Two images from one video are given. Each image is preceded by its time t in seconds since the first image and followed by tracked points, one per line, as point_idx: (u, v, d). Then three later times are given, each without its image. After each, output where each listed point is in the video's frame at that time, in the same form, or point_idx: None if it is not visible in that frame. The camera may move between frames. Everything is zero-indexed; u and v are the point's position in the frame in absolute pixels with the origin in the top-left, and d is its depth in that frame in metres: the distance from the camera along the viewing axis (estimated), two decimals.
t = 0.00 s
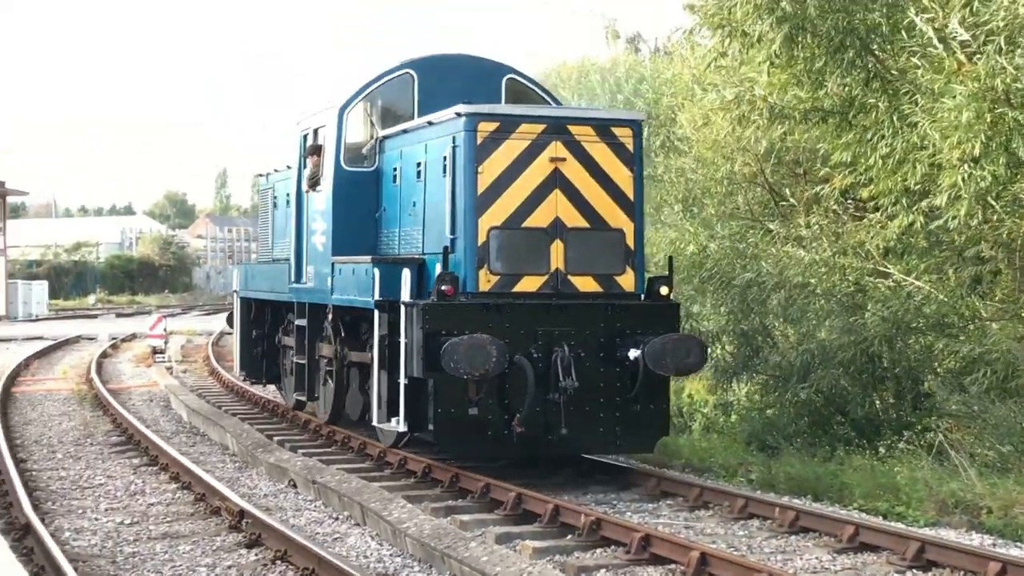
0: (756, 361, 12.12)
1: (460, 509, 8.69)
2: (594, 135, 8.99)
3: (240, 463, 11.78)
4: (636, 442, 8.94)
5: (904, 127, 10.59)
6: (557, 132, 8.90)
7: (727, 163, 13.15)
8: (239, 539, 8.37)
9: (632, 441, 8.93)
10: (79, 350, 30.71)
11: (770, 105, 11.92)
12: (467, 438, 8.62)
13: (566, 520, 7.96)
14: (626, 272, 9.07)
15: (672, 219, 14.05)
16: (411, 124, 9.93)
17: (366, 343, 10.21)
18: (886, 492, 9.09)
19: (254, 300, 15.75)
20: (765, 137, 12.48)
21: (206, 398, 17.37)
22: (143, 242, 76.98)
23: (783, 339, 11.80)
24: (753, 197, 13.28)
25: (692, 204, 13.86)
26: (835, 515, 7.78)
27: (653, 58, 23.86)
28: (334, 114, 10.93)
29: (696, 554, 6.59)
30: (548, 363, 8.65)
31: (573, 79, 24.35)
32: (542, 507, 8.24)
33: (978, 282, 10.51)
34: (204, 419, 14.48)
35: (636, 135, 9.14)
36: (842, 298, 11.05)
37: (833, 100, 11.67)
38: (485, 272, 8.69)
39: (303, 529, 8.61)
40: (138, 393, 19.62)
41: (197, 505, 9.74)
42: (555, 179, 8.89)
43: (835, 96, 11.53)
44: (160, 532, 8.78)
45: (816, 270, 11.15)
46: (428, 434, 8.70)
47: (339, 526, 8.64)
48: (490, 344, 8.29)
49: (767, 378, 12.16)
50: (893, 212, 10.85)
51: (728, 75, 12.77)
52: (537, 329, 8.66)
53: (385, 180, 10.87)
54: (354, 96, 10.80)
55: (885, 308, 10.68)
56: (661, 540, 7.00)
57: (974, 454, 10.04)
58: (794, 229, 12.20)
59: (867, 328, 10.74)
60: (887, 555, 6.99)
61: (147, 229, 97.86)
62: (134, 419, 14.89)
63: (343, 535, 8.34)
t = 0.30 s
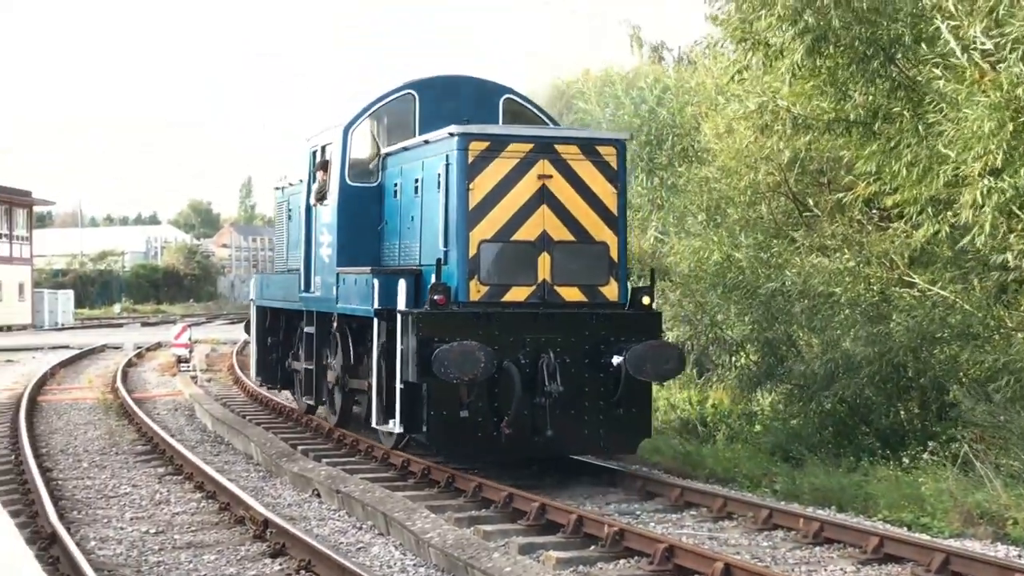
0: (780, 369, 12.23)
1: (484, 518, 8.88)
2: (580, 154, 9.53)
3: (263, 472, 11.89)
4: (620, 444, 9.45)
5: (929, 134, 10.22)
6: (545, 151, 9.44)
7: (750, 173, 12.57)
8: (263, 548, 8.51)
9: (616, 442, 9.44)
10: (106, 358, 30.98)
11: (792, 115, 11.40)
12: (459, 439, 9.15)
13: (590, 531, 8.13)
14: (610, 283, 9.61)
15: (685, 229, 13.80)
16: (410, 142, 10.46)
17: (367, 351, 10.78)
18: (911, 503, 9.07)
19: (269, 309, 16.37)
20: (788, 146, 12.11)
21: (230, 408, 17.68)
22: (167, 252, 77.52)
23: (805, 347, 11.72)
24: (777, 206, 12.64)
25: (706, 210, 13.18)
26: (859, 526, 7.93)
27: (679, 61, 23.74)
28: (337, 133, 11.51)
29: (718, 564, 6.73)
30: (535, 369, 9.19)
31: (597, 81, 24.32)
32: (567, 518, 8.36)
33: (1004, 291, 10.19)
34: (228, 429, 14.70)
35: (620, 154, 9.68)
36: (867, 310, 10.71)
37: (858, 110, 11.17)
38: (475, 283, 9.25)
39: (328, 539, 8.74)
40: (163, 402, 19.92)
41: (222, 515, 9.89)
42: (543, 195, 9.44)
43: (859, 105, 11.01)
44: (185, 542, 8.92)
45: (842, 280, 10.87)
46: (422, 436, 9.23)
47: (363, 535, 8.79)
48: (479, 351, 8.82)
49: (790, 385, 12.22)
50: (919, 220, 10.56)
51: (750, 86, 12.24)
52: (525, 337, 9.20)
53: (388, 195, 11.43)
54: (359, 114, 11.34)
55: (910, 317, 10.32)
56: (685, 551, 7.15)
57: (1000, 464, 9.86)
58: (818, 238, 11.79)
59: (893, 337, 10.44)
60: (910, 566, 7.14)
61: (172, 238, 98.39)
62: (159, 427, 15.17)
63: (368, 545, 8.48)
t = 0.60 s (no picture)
0: (806, 378, 12.26)
1: (509, 527, 8.98)
2: (571, 169, 10.09)
3: (289, 481, 11.94)
4: (608, 443, 9.97)
5: (955, 143, 10.03)
6: (538, 166, 10.00)
7: (775, 181, 12.26)
8: (289, 555, 8.60)
9: (605, 442, 9.95)
10: (132, 367, 31.40)
11: (817, 124, 11.11)
12: (456, 439, 9.69)
13: (613, 539, 8.20)
14: (600, 292, 10.16)
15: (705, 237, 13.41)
16: (414, 158, 11.02)
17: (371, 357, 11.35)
18: (941, 513, 9.03)
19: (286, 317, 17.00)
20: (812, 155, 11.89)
21: (255, 416, 18.02)
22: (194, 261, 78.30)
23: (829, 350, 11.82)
24: (800, 215, 12.41)
25: (729, 216, 12.77)
26: (883, 534, 8.00)
27: (701, 69, 23.82)
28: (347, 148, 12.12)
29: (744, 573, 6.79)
30: (528, 372, 9.72)
31: (619, 90, 24.45)
32: (592, 526, 8.41)
33: None
34: (254, 435, 14.82)
35: (609, 169, 10.23)
36: (888, 317, 10.73)
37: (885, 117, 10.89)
38: (471, 290, 9.81)
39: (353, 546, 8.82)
40: (187, 411, 20.25)
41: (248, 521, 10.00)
42: (535, 208, 10.00)
43: (884, 112, 10.81)
44: (211, 548, 9.01)
45: (868, 289, 10.80)
46: (420, 435, 9.77)
47: (388, 543, 8.87)
48: (474, 355, 9.35)
49: (816, 394, 12.29)
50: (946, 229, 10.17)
51: (776, 93, 11.67)
52: (518, 342, 9.75)
53: (394, 207, 12.01)
54: (368, 130, 11.93)
55: (936, 329, 10.24)
56: (711, 560, 7.20)
57: None
58: (845, 247, 11.60)
59: (920, 348, 10.36)
60: None
61: (198, 247, 98.99)
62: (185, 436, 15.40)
63: (393, 552, 8.55)
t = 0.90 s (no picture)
0: (831, 385, 13.12)
1: (536, 534, 9.07)
2: (565, 181, 10.66)
3: (314, 485, 11.92)
4: (600, 442, 10.49)
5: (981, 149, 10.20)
6: (533, 178, 10.58)
7: (802, 188, 12.92)
8: (314, 561, 8.57)
9: (597, 441, 10.48)
10: (159, 372, 32.04)
11: (843, 129, 11.35)
12: (454, 436, 10.25)
13: (641, 546, 8.23)
14: (593, 297, 10.74)
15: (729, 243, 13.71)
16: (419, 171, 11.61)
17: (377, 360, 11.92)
18: (967, 520, 9.20)
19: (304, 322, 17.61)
20: (838, 160, 12.02)
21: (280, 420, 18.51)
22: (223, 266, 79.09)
23: (855, 353, 12.42)
24: (829, 220, 13.17)
25: (755, 220, 13.26)
26: (911, 541, 7.96)
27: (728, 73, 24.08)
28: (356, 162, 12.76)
29: None
30: (523, 373, 10.28)
31: (647, 94, 24.75)
32: (619, 533, 8.46)
33: None
34: (279, 441, 14.87)
35: (602, 181, 10.80)
36: (912, 321, 11.18)
37: (911, 123, 11.02)
38: (469, 296, 10.40)
39: (378, 551, 8.79)
40: (213, 417, 20.70)
41: (272, 527, 9.97)
42: (530, 218, 10.59)
43: (910, 119, 10.93)
44: (236, 554, 8.99)
45: (895, 295, 11.27)
46: (421, 433, 10.33)
47: (413, 549, 8.84)
48: (470, 356, 9.90)
49: (842, 401, 13.00)
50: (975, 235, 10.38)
51: (803, 100, 11.93)
52: (513, 345, 10.31)
53: (401, 217, 12.59)
54: (378, 143, 12.49)
55: (962, 335, 10.61)
56: (737, 567, 7.15)
57: None
58: (874, 251, 11.93)
59: (948, 355, 10.69)
60: None
61: (226, 253, 99.71)
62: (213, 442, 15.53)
63: (418, 558, 8.54)
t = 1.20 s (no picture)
0: (856, 389, 13.58)
1: (557, 538, 9.11)
2: (559, 191, 11.25)
3: (338, 489, 11.95)
4: (592, 439, 11.09)
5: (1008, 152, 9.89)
6: (529, 188, 11.17)
7: (826, 192, 13.38)
8: (337, 565, 8.52)
9: (589, 438, 11.07)
10: (184, 376, 32.76)
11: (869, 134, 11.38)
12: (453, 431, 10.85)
13: (663, 550, 8.23)
14: (586, 300, 11.33)
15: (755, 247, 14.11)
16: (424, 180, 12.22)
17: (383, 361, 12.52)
18: (991, 523, 9.32)
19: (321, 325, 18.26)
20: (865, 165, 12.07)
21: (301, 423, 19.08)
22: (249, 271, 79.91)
23: (876, 358, 13.19)
24: (854, 224, 13.66)
25: (778, 223, 13.67)
26: (935, 546, 8.04)
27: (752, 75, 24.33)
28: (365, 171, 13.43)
29: None
30: (518, 372, 10.87)
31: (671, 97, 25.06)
32: (641, 536, 8.46)
33: None
34: (301, 444, 14.94)
35: (595, 190, 11.39)
36: (940, 323, 11.47)
37: (937, 127, 11.11)
38: (467, 300, 11.00)
39: (401, 556, 8.80)
40: (235, 420, 21.24)
41: (294, 531, 9.94)
42: (526, 226, 11.18)
43: (935, 123, 11.03)
44: (260, 558, 8.95)
45: (920, 298, 11.49)
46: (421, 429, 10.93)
47: (436, 553, 8.86)
48: (467, 356, 10.47)
49: (866, 405, 13.54)
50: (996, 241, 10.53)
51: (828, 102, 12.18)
52: (509, 346, 10.91)
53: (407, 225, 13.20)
54: (387, 153, 13.11)
55: (988, 337, 10.99)
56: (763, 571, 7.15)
57: None
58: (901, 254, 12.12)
59: (972, 355, 11.12)
60: None
61: (251, 257, 100.62)
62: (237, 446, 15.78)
63: (441, 562, 8.56)
